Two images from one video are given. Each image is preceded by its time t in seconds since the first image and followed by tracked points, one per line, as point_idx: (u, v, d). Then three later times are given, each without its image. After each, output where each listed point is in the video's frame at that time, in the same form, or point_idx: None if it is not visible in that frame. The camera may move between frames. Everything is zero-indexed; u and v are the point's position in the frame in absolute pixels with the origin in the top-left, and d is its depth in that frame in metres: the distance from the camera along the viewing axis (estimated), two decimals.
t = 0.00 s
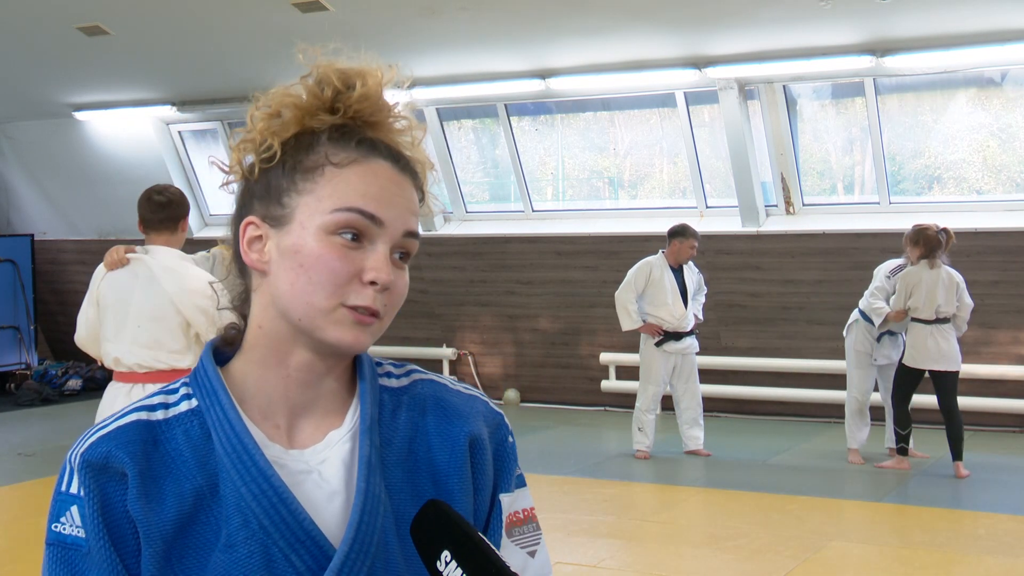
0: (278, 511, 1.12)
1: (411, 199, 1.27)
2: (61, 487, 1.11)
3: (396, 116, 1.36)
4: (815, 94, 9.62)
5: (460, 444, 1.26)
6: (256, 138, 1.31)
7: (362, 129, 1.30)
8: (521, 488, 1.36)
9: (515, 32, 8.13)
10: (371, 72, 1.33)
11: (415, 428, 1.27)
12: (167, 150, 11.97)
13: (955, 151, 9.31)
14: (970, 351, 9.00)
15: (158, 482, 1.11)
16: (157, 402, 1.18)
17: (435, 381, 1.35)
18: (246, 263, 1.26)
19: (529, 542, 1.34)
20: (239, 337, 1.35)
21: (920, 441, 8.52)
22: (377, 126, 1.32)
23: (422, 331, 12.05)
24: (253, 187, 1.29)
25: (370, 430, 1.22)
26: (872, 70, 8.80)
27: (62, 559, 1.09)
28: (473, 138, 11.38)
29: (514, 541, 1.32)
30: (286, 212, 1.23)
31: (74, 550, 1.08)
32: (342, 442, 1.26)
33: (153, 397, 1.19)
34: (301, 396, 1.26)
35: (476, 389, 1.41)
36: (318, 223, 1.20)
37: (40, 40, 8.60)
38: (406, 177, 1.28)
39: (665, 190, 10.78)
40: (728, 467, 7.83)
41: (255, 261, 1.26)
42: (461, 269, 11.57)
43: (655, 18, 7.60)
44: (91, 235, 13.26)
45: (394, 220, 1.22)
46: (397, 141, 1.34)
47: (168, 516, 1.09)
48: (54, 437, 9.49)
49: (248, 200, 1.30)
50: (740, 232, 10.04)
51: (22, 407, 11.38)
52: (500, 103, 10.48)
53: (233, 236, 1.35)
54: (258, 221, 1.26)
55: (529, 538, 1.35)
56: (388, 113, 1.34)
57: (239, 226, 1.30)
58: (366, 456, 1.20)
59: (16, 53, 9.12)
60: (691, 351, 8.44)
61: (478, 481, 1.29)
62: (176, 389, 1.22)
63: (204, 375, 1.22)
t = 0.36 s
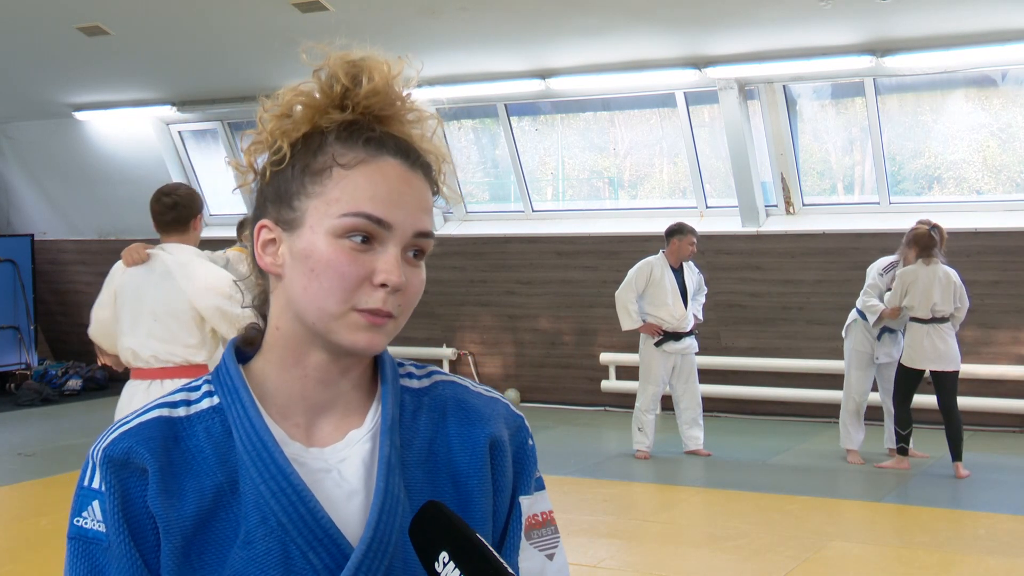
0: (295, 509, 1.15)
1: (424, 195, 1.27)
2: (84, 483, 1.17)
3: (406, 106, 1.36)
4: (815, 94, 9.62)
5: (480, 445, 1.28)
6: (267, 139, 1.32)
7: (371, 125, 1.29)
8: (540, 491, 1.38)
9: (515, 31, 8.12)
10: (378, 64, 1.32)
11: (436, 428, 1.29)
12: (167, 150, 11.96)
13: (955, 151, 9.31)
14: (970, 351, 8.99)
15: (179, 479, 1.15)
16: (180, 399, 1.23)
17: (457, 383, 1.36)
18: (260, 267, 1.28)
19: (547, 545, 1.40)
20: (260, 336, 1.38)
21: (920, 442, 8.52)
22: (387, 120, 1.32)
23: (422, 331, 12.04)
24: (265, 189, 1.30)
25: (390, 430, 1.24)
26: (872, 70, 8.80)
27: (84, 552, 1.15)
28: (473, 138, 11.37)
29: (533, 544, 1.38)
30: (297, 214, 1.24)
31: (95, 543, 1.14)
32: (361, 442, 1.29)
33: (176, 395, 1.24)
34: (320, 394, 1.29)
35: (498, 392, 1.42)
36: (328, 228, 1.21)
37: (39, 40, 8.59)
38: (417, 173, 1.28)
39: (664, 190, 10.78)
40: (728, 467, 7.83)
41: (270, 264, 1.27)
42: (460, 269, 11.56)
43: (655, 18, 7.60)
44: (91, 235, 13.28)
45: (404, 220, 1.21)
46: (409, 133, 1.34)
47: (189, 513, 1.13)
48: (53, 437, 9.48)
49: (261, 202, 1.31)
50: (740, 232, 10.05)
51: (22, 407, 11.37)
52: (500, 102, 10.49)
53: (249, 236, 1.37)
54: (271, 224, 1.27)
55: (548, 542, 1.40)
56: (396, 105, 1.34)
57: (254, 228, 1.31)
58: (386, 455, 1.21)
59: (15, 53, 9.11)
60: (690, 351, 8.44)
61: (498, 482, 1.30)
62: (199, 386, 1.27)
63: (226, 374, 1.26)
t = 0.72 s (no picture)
0: (308, 507, 1.16)
1: (431, 191, 1.26)
2: (102, 477, 1.18)
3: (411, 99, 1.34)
4: (815, 94, 9.62)
5: (495, 447, 1.28)
6: (271, 140, 1.33)
7: (373, 123, 1.28)
8: (555, 495, 1.36)
9: (515, 32, 8.13)
10: (378, 60, 1.31)
11: (451, 429, 1.29)
12: (167, 150, 11.96)
13: (955, 151, 9.32)
14: (970, 351, 8.99)
15: (195, 474, 1.16)
16: (198, 395, 1.24)
17: (474, 385, 1.36)
18: (269, 271, 1.29)
19: (560, 549, 1.35)
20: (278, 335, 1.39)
21: (920, 442, 8.53)
22: (391, 114, 1.31)
23: (422, 331, 12.04)
24: (272, 191, 1.31)
25: (405, 431, 1.25)
26: (872, 70, 8.80)
27: (100, 545, 1.17)
28: (473, 138, 11.38)
29: (546, 548, 1.34)
30: (301, 219, 1.25)
31: (111, 537, 1.16)
32: (377, 442, 1.29)
33: (195, 391, 1.25)
34: (334, 393, 1.29)
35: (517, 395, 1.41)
36: (330, 232, 1.21)
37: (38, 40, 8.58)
38: (422, 168, 1.27)
39: (665, 191, 10.78)
40: (728, 467, 7.83)
41: (279, 267, 1.28)
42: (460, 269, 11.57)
43: (655, 18, 7.59)
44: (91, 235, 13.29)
45: (407, 220, 1.21)
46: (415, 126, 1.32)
47: (203, 510, 1.14)
48: (53, 437, 9.48)
49: (269, 204, 1.32)
50: (740, 232, 10.07)
51: (22, 407, 11.36)
52: (500, 103, 10.49)
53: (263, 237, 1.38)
54: (279, 227, 1.28)
55: (561, 546, 1.36)
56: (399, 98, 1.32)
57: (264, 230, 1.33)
58: (400, 456, 1.22)
59: (14, 53, 9.12)
60: (690, 351, 8.44)
61: (513, 484, 1.30)
62: (218, 382, 1.28)
63: (243, 371, 1.27)
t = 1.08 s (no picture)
0: (312, 505, 1.16)
1: (423, 188, 1.26)
2: (106, 474, 1.18)
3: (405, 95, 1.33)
4: (815, 94, 9.62)
5: (499, 448, 1.28)
6: (265, 144, 1.33)
7: (362, 123, 1.28)
8: (557, 497, 1.37)
9: (514, 32, 8.13)
10: (364, 56, 1.30)
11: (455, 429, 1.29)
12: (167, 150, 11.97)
13: (955, 151, 9.31)
14: (970, 351, 8.99)
15: (200, 473, 1.16)
16: (203, 394, 1.24)
17: (479, 386, 1.36)
18: (268, 274, 1.31)
19: (562, 549, 1.38)
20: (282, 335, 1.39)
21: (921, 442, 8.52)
22: (383, 112, 1.30)
23: (422, 331, 12.03)
24: (269, 195, 1.32)
25: (410, 430, 1.25)
26: (872, 70, 8.80)
27: (106, 543, 1.17)
28: (473, 137, 11.37)
29: (548, 549, 1.35)
30: (295, 222, 1.26)
31: (116, 533, 1.16)
32: (381, 441, 1.29)
33: (199, 389, 1.25)
34: (337, 394, 1.29)
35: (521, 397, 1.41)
36: (321, 235, 1.22)
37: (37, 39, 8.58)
38: (413, 165, 1.26)
39: (665, 191, 10.78)
40: (728, 467, 7.83)
41: (277, 270, 1.29)
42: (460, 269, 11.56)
43: (654, 18, 7.59)
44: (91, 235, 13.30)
45: (397, 219, 1.21)
46: (409, 121, 1.31)
47: (209, 507, 1.14)
48: (53, 438, 9.48)
49: (266, 208, 1.33)
50: (740, 232, 10.07)
51: (22, 407, 11.36)
52: (500, 103, 10.49)
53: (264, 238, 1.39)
54: (275, 231, 1.29)
55: (563, 546, 1.38)
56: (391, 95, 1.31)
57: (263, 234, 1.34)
58: (404, 456, 1.22)
59: (13, 53, 9.11)
60: (690, 351, 8.43)
61: (517, 486, 1.30)
62: (223, 380, 1.28)
63: (248, 370, 1.27)
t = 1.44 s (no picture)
0: (300, 504, 1.16)
1: (403, 188, 1.26)
2: (98, 471, 1.18)
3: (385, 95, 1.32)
4: (815, 95, 9.62)
5: (488, 448, 1.28)
6: (247, 146, 1.34)
7: (341, 123, 1.28)
8: (546, 495, 1.37)
9: (514, 32, 8.12)
10: (342, 56, 1.30)
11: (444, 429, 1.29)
12: (168, 150, 11.97)
13: (955, 151, 9.31)
14: (970, 351, 8.98)
15: (189, 470, 1.16)
16: (194, 391, 1.23)
17: (468, 385, 1.35)
18: (254, 275, 1.32)
19: (551, 548, 1.36)
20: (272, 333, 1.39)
21: (920, 442, 8.52)
22: (362, 111, 1.30)
23: (422, 331, 12.03)
24: (252, 196, 1.33)
25: (400, 429, 1.25)
26: (872, 70, 8.79)
27: (95, 539, 1.17)
28: (475, 137, 11.37)
29: (537, 547, 1.34)
30: (277, 224, 1.27)
31: (107, 530, 1.16)
32: (372, 440, 1.29)
33: (191, 387, 1.24)
34: (325, 394, 1.29)
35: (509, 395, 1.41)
36: (301, 238, 1.23)
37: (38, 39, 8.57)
38: (392, 165, 1.26)
39: (665, 191, 10.78)
40: (728, 467, 7.83)
41: (262, 271, 1.31)
42: (461, 269, 11.57)
43: (654, 17, 7.58)
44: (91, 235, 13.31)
45: (374, 221, 1.21)
46: (389, 118, 1.31)
47: (197, 506, 1.14)
48: (54, 437, 9.47)
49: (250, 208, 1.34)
50: (740, 232, 10.06)
51: (22, 407, 11.37)
52: (501, 103, 10.49)
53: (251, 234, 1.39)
54: (259, 233, 1.30)
55: (552, 545, 1.36)
56: (371, 94, 1.30)
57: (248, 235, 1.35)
58: (392, 457, 1.22)
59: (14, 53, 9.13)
60: (691, 351, 8.42)
61: (505, 485, 1.30)
62: (214, 378, 1.28)
63: (238, 368, 1.27)
